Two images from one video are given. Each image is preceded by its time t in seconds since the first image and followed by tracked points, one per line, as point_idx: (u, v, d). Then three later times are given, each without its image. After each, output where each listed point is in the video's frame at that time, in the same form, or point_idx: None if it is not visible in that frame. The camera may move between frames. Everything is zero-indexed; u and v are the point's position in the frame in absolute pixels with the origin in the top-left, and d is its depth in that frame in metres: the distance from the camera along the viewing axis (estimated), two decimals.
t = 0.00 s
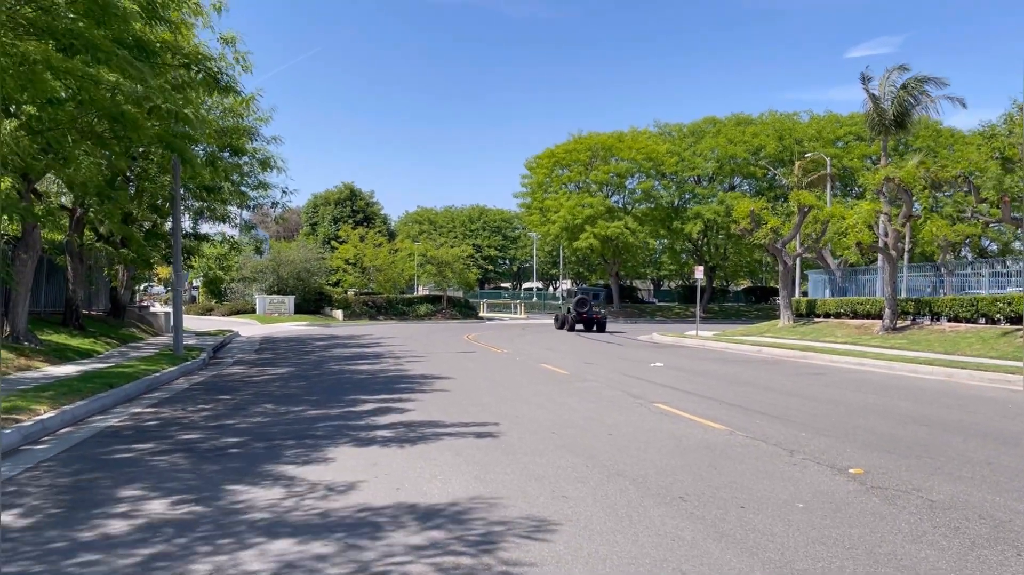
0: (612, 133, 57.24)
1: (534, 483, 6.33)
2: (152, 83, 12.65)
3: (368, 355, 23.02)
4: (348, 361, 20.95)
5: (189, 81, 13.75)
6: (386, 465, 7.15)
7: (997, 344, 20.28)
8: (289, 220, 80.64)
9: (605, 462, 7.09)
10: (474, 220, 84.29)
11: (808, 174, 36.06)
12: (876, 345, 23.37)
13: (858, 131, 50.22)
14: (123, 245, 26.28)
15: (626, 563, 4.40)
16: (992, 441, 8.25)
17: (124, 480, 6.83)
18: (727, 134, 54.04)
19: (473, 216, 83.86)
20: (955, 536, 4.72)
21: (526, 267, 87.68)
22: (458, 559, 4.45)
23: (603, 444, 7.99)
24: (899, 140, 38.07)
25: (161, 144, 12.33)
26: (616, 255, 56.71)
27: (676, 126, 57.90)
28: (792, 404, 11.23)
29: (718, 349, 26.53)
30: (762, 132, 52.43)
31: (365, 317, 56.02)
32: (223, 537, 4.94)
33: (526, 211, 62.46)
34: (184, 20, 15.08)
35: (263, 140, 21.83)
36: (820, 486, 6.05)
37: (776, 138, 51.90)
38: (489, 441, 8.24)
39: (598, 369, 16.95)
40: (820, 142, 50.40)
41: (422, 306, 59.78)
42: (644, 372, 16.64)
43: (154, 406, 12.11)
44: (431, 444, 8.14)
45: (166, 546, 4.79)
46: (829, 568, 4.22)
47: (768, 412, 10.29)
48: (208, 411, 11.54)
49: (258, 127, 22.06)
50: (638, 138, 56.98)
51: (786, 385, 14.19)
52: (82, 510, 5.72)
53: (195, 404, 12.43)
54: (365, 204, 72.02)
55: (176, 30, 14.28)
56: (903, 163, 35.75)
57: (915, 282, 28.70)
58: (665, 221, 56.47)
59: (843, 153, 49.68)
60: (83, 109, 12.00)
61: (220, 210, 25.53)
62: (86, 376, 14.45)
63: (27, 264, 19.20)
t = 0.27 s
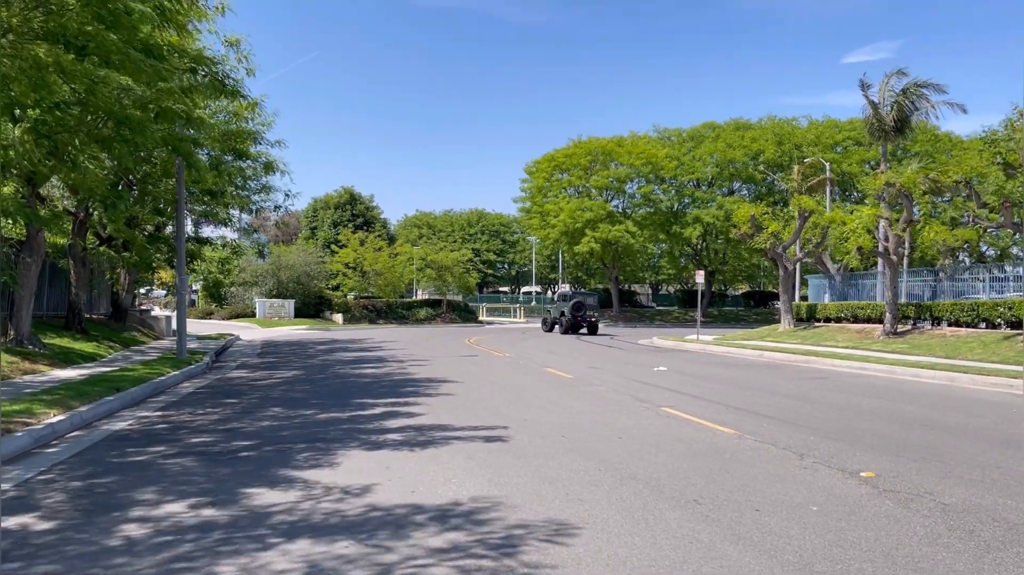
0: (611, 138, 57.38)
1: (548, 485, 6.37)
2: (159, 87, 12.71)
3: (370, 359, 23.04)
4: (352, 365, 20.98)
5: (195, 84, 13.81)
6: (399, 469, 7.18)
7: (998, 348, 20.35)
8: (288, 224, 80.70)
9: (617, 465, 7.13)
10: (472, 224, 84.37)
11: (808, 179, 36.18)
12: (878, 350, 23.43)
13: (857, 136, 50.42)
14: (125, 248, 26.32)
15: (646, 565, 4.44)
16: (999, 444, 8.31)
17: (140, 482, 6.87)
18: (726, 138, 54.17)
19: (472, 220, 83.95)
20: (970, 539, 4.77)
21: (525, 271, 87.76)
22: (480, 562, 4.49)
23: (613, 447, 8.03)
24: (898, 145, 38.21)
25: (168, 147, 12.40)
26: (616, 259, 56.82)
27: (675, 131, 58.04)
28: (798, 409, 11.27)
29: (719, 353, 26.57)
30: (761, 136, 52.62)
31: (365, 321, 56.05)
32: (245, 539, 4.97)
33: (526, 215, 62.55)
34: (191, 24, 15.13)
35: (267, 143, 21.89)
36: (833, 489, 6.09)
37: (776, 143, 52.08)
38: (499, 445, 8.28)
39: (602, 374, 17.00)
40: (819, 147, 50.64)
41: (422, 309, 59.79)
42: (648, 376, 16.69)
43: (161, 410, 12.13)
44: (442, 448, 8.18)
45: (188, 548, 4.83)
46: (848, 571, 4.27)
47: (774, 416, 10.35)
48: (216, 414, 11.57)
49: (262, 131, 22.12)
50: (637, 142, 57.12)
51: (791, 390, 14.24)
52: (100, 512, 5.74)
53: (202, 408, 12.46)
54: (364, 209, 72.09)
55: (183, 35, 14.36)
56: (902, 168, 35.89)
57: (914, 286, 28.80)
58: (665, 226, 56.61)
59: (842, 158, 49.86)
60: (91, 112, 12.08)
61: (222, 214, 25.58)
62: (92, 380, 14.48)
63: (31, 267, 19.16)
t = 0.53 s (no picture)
0: (611, 144, 57.52)
1: (566, 492, 6.40)
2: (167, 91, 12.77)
3: (373, 364, 23.05)
4: (355, 371, 20.99)
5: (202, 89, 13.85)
6: (415, 474, 7.20)
7: (1001, 355, 20.40)
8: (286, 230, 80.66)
9: (633, 472, 7.16)
10: (470, 230, 84.45)
11: (808, 185, 36.29)
12: (880, 356, 23.47)
13: (855, 143, 50.60)
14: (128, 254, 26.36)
15: (674, 571, 4.47)
16: (1012, 451, 8.34)
17: (158, 488, 6.88)
18: (725, 145, 54.30)
19: (470, 226, 84.01)
20: (992, 545, 4.81)
21: (523, 277, 87.81)
22: (509, 568, 4.51)
23: (627, 454, 8.06)
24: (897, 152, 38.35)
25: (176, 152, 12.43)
26: (615, 265, 56.91)
27: (674, 137, 58.19)
28: (807, 415, 11.31)
29: (721, 359, 26.59)
30: (760, 143, 52.82)
31: (365, 327, 56.03)
32: (272, 544, 4.99)
33: (525, 221, 62.62)
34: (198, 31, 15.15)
35: (272, 149, 21.91)
36: (851, 495, 6.12)
37: (774, 149, 52.26)
38: (512, 451, 8.30)
39: (607, 380, 17.03)
40: (818, 154, 50.86)
41: (421, 315, 59.73)
42: (653, 382, 16.72)
43: (170, 417, 12.13)
44: (456, 453, 8.20)
45: (216, 553, 4.86)
46: None
47: (784, 423, 10.39)
48: (225, 421, 11.58)
49: (266, 137, 22.16)
50: (637, 149, 57.25)
51: (798, 396, 14.27)
52: (122, 518, 5.75)
53: (210, 414, 12.48)
54: (364, 215, 72.13)
55: (190, 40, 14.40)
56: (901, 175, 36.01)
57: (915, 293, 28.88)
58: (663, 232, 56.72)
59: (840, 165, 50.04)
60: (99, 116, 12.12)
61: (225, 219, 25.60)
62: (99, 386, 14.48)
63: (36, 273, 19.19)
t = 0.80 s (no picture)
0: (610, 151, 57.65)
1: (584, 500, 6.38)
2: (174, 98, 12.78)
3: (376, 371, 23.01)
4: (359, 378, 20.95)
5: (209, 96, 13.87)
6: (430, 482, 7.17)
7: (1004, 362, 20.41)
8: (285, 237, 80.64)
9: (648, 480, 7.14)
10: (468, 237, 84.48)
11: (808, 193, 36.36)
12: (883, 364, 23.47)
13: (853, 150, 50.77)
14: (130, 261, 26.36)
15: None
16: None
17: (173, 497, 6.86)
18: (724, 152, 54.41)
19: (468, 233, 84.06)
20: (1018, 555, 4.79)
21: (521, 284, 87.82)
22: None
23: (640, 462, 8.05)
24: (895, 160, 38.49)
25: (183, 158, 12.42)
26: (614, 271, 56.95)
27: (673, 144, 58.31)
28: (816, 423, 11.30)
29: (723, 367, 26.59)
30: (759, 150, 52.96)
31: (364, 334, 55.96)
32: (294, 553, 4.98)
33: (524, 228, 62.69)
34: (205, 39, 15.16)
35: (275, 156, 21.89)
36: (870, 504, 6.11)
37: (773, 157, 52.43)
38: (525, 459, 8.28)
39: (612, 387, 17.00)
40: (816, 161, 51.02)
41: (420, 322, 59.68)
42: (659, 390, 16.70)
43: (177, 424, 12.10)
44: (469, 461, 8.18)
45: (239, 563, 4.83)
46: None
47: (794, 431, 10.37)
48: (233, 428, 11.56)
49: (270, 143, 22.13)
50: (636, 156, 57.37)
51: (804, 403, 14.25)
52: (140, 527, 5.71)
53: (217, 422, 12.45)
54: (362, 221, 72.14)
55: (196, 47, 14.45)
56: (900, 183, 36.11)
57: (916, 301, 28.90)
58: (662, 239, 56.76)
59: (839, 172, 50.22)
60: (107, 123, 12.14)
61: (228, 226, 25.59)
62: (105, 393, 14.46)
63: (38, 280, 19.17)
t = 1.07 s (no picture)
0: (609, 156, 57.64)
1: (601, 507, 6.32)
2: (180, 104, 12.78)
3: (378, 377, 22.92)
4: (362, 383, 20.84)
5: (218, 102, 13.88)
6: (444, 488, 7.10)
7: (1009, 368, 20.36)
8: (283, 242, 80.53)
9: (664, 486, 7.06)
10: (466, 242, 84.41)
11: (808, 198, 36.34)
12: (887, 369, 23.40)
13: (852, 156, 50.81)
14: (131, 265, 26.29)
15: None
16: None
17: (185, 504, 6.79)
18: (723, 157, 54.41)
19: (466, 238, 84.00)
20: None
21: (519, 289, 87.72)
22: None
23: (655, 468, 7.98)
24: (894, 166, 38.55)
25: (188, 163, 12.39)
26: (613, 276, 56.88)
27: (672, 150, 58.31)
28: (826, 429, 11.23)
29: (726, 372, 26.50)
30: (758, 156, 52.99)
31: (363, 339, 55.81)
32: (314, 561, 4.92)
33: (524, 233, 62.66)
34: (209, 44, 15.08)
35: (278, 160, 21.85)
36: (892, 511, 6.04)
37: (772, 162, 52.48)
38: (537, 465, 8.21)
39: (617, 392, 16.91)
40: (815, 166, 51.05)
41: (420, 327, 59.54)
42: (664, 395, 16.64)
43: (182, 430, 12.02)
44: (481, 467, 8.12)
45: (257, 571, 4.77)
46: None
47: (807, 437, 10.32)
48: (240, 434, 11.48)
49: (273, 147, 22.04)
50: (635, 161, 57.37)
51: (812, 409, 14.17)
52: (155, 534, 5.65)
53: (223, 427, 12.37)
54: (362, 226, 72.06)
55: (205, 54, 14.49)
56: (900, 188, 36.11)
57: (919, 306, 28.85)
58: (662, 244, 56.67)
59: (838, 177, 50.22)
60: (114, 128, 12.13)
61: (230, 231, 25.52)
62: (108, 398, 14.38)
63: (41, 284, 19.08)
